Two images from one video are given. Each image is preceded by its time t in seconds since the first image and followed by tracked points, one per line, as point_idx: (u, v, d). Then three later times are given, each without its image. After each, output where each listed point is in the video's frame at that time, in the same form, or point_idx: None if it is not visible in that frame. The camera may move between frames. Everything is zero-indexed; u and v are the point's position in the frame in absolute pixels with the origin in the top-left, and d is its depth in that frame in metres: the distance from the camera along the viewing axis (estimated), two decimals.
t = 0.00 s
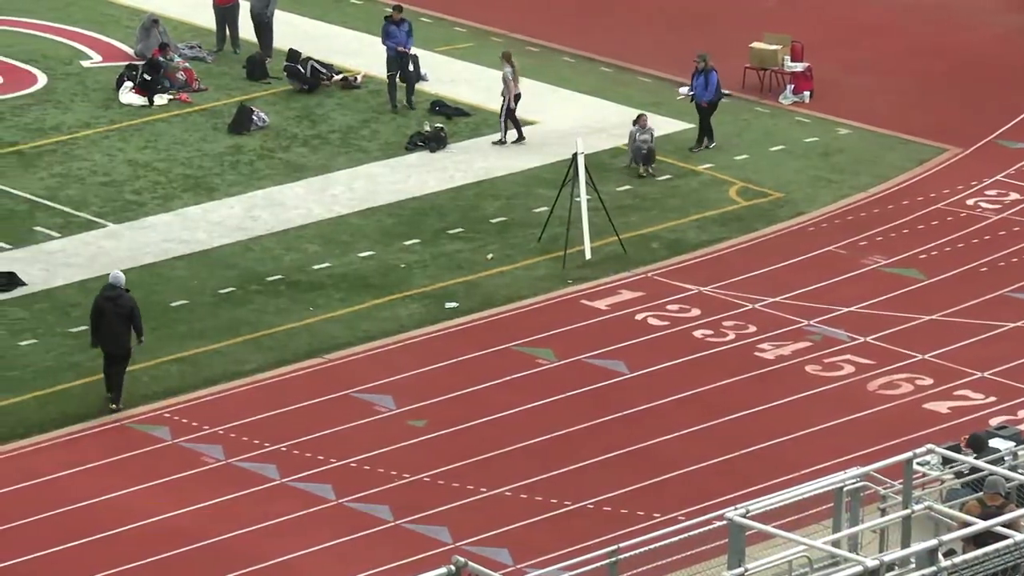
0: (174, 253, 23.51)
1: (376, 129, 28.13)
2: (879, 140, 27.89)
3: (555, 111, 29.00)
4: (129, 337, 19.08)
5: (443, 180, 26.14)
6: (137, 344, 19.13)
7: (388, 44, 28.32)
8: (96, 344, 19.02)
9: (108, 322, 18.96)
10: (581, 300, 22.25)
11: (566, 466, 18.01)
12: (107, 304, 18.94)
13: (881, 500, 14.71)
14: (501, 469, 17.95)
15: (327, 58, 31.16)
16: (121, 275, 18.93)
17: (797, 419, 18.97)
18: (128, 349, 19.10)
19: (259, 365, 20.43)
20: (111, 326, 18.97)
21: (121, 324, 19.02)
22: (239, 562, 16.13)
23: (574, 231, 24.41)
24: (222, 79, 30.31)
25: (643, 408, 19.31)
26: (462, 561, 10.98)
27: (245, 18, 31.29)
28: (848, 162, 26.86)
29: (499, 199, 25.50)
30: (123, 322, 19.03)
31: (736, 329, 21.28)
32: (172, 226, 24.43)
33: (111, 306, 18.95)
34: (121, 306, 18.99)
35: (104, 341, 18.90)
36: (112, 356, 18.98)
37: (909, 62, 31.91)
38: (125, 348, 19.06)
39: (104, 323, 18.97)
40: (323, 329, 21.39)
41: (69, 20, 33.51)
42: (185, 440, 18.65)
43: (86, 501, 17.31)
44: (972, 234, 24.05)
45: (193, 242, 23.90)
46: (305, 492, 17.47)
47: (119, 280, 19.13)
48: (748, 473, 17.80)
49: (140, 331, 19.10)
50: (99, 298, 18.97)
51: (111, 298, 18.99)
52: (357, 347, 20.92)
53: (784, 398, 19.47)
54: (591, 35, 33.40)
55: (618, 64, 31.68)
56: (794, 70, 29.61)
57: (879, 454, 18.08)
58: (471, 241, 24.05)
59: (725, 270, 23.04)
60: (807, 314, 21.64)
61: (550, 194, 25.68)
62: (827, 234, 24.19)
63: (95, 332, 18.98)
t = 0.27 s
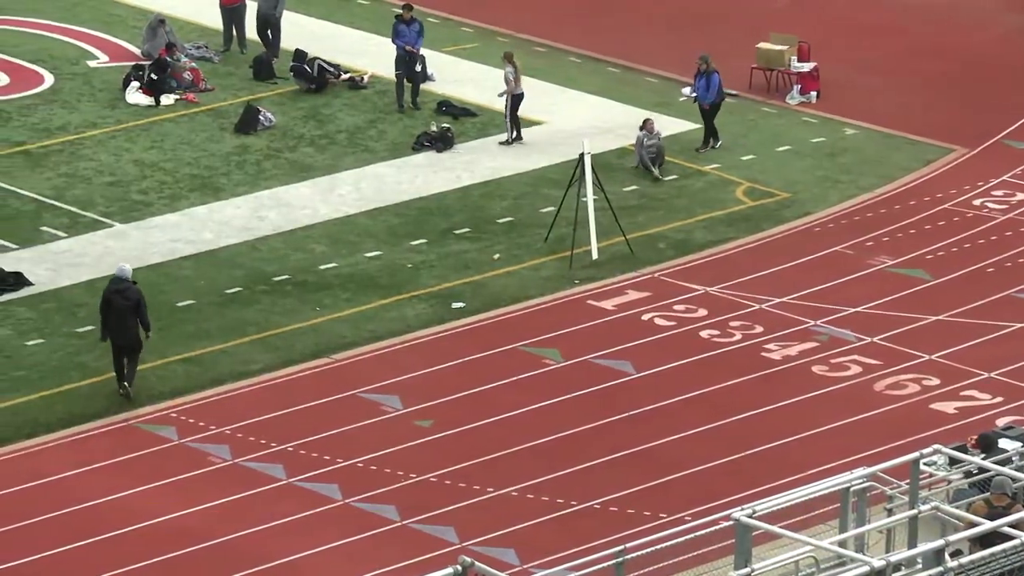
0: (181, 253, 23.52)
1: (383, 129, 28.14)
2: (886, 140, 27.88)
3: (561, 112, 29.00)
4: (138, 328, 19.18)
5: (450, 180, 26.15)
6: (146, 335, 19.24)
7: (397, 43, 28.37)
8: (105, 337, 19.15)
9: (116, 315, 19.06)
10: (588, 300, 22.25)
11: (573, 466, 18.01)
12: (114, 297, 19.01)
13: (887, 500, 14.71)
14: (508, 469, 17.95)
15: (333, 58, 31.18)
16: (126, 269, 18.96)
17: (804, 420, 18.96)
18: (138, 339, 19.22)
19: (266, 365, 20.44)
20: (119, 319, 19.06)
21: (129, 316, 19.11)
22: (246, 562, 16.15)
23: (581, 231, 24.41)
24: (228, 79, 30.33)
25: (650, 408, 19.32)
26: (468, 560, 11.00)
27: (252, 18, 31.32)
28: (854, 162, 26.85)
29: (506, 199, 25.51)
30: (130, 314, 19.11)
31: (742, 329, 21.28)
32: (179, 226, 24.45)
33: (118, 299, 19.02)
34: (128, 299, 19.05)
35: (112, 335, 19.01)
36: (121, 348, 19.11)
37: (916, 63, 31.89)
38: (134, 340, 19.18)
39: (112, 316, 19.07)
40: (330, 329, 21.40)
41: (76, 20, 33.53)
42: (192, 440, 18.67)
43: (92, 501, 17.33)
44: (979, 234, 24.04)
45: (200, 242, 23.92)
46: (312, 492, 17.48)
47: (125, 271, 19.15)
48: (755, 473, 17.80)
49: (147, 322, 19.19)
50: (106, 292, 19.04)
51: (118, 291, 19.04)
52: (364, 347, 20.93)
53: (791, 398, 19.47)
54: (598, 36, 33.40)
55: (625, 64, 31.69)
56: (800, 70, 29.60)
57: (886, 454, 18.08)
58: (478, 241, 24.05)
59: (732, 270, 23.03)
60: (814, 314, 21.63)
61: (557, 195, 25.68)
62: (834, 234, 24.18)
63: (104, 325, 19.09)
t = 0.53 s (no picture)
0: (187, 253, 23.54)
1: (389, 130, 28.15)
2: (891, 141, 27.87)
3: (567, 112, 29.01)
4: (145, 320, 19.41)
5: (455, 180, 26.15)
6: (153, 328, 19.47)
7: (406, 42, 28.38)
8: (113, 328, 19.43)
9: (124, 307, 19.30)
10: (594, 300, 22.25)
11: (579, 466, 18.02)
12: (121, 289, 19.26)
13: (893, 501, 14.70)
14: (514, 469, 17.96)
15: (339, 58, 31.19)
16: (133, 262, 19.18)
17: (810, 420, 18.95)
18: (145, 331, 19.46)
19: (271, 365, 20.45)
20: (126, 310, 19.31)
21: (136, 308, 19.35)
22: (252, 562, 16.16)
23: (587, 231, 24.41)
24: (234, 79, 30.35)
25: (656, 408, 19.32)
26: (474, 561, 11.00)
27: (257, 18, 31.33)
28: (860, 163, 26.84)
29: (512, 200, 25.51)
30: (137, 306, 19.35)
31: (748, 329, 21.27)
32: (184, 226, 24.46)
33: (126, 291, 19.27)
34: (135, 291, 19.29)
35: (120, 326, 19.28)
36: (127, 339, 19.36)
37: (921, 63, 31.87)
38: (140, 332, 19.42)
39: (119, 308, 19.33)
40: (336, 329, 21.41)
41: (82, 20, 33.56)
42: (198, 439, 18.68)
43: (98, 501, 17.34)
44: (985, 235, 24.03)
45: (205, 242, 23.93)
46: (318, 492, 17.49)
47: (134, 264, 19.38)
48: (761, 473, 17.80)
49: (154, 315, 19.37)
50: (114, 283, 19.30)
51: (126, 283, 19.28)
52: (369, 347, 20.94)
53: (797, 398, 19.47)
54: (603, 36, 33.39)
55: (631, 64, 31.69)
56: (806, 70, 29.59)
57: (892, 454, 18.07)
58: (483, 241, 24.06)
59: (738, 270, 23.03)
60: (820, 315, 21.62)
61: (563, 195, 25.69)
62: (840, 234, 24.18)
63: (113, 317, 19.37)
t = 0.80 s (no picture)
0: (193, 253, 23.55)
1: (395, 130, 28.16)
2: (898, 141, 27.85)
3: (574, 112, 29.00)
4: (157, 314, 19.47)
5: (462, 180, 26.15)
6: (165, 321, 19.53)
7: (415, 41, 28.43)
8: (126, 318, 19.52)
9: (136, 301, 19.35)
10: (600, 300, 22.24)
11: (585, 466, 18.01)
12: (134, 284, 19.28)
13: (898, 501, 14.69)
14: (519, 470, 17.95)
15: (345, 58, 31.20)
16: (147, 258, 19.15)
17: (816, 420, 18.93)
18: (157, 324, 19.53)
19: (277, 365, 20.46)
20: (138, 304, 19.36)
21: (148, 302, 19.39)
22: (258, 562, 16.17)
23: (593, 231, 24.41)
24: (241, 79, 30.36)
25: (662, 408, 19.31)
26: (479, 561, 11.01)
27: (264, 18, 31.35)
28: (867, 163, 26.82)
29: (518, 200, 25.51)
30: (149, 300, 19.39)
31: (754, 330, 21.25)
32: (190, 226, 24.47)
33: (138, 285, 19.29)
34: (147, 286, 19.31)
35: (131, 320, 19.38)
36: (138, 332, 19.45)
37: (928, 63, 31.85)
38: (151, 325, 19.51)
39: (132, 300, 19.38)
40: (342, 329, 21.41)
41: (88, 20, 33.58)
42: (204, 439, 18.69)
43: (104, 501, 17.35)
44: (992, 235, 24.01)
45: (212, 243, 23.94)
46: (323, 492, 17.49)
47: (148, 258, 19.38)
48: (767, 473, 17.79)
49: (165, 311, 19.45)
50: (128, 276, 19.31)
51: (138, 277, 19.30)
52: (375, 348, 20.94)
53: (803, 398, 19.46)
54: (610, 36, 33.39)
55: (637, 64, 31.69)
56: (813, 70, 29.58)
57: (898, 454, 18.06)
58: (490, 241, 24.06)
59: (744, 270, 23.02)
60: (827, 315, 21.60)
61: (569, 195, 25.68)
62: (847, 234, 24.16)
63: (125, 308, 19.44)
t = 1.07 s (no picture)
0: (198, 253, 23.57)
1: (401, 130, 28.17)
2: (903, 141, 27.84)
3: (580, 112, 29.00)
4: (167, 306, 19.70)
5: (467, 180, 26.16)
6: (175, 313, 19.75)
7: (422, 40, 28.45)
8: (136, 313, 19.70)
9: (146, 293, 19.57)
10: (605, 300, 22.24)
11: (591, 466, 18.01)
12: (144, 276, 19.52)
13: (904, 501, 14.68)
14: (525, 470, 17.96)
15: (351, 58, 31.21)
16: (157, 248, 19.44)
17: (822, 420, 18.93)
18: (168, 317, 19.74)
19: (283, 365, 20.47)
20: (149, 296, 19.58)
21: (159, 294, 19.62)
22: (264, 562, 16.18)
23: (598, 231, 24.41)
24: (246, 79, 30.38)
25: (667, 408, 19.31)
26: (485, 561, 11.00)
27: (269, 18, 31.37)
28: (872, 163, 26.81)
29: (523, 200, 25.51)
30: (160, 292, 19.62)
31: (759, 330, 21.25)
32: (196, 226, 24.49)
33: (149, 276, 19.53)
34: (158, 277, 19.56)
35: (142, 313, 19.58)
36: (150, 325, 19.64)
37: (933, 63, 31.83)
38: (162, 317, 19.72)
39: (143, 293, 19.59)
40: (347, 329, 21.42)
41: (94, 20, 33.61)
42: (209, 439, 18.70)
43: (110, 501, 17.37)
44: (997, 235, 24.00)
45: (217, 243, 23.96)
46: (329, 492, 17.50)
47: (157, 250, 19.62)
48: (773, 473, 17.79)
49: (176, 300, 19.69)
50: (138, 268, 19.55)
51: (149, 269, 19.55)
52: (381, 347, 20.95)
53: (809, 399, 19.46)
54: (615, 36, 33.39)
55: (642, 64, 31.69)
56: (818, 70, 29.58)
57: (903, 455, 18.05)
58: (495, 241, 24.06)
59: (749, 270, 23.01)
60: (832, 315, 21.59)
61: (575, 195, 25.69)
62: (853, 235, 24.15)
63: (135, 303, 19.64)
